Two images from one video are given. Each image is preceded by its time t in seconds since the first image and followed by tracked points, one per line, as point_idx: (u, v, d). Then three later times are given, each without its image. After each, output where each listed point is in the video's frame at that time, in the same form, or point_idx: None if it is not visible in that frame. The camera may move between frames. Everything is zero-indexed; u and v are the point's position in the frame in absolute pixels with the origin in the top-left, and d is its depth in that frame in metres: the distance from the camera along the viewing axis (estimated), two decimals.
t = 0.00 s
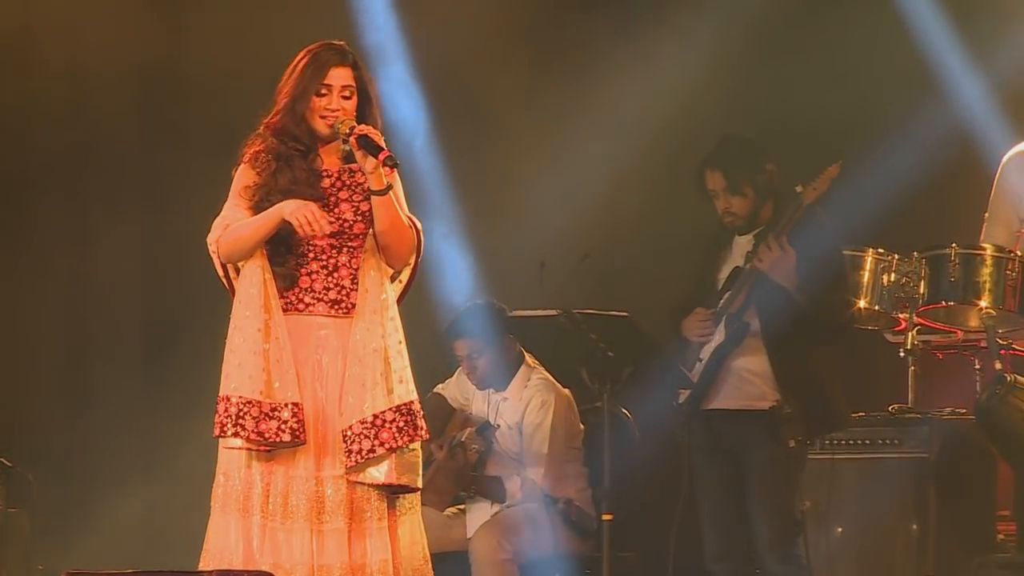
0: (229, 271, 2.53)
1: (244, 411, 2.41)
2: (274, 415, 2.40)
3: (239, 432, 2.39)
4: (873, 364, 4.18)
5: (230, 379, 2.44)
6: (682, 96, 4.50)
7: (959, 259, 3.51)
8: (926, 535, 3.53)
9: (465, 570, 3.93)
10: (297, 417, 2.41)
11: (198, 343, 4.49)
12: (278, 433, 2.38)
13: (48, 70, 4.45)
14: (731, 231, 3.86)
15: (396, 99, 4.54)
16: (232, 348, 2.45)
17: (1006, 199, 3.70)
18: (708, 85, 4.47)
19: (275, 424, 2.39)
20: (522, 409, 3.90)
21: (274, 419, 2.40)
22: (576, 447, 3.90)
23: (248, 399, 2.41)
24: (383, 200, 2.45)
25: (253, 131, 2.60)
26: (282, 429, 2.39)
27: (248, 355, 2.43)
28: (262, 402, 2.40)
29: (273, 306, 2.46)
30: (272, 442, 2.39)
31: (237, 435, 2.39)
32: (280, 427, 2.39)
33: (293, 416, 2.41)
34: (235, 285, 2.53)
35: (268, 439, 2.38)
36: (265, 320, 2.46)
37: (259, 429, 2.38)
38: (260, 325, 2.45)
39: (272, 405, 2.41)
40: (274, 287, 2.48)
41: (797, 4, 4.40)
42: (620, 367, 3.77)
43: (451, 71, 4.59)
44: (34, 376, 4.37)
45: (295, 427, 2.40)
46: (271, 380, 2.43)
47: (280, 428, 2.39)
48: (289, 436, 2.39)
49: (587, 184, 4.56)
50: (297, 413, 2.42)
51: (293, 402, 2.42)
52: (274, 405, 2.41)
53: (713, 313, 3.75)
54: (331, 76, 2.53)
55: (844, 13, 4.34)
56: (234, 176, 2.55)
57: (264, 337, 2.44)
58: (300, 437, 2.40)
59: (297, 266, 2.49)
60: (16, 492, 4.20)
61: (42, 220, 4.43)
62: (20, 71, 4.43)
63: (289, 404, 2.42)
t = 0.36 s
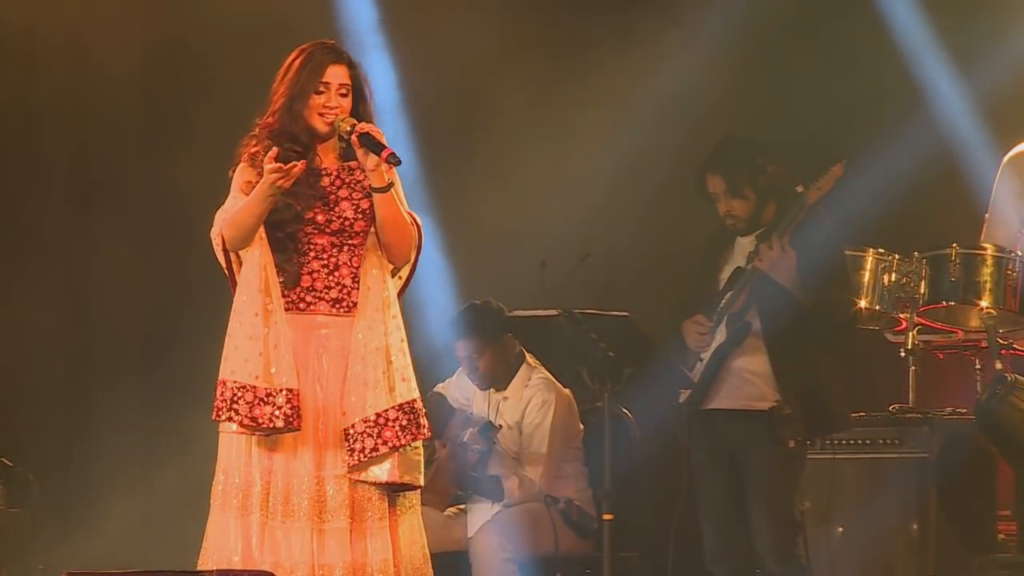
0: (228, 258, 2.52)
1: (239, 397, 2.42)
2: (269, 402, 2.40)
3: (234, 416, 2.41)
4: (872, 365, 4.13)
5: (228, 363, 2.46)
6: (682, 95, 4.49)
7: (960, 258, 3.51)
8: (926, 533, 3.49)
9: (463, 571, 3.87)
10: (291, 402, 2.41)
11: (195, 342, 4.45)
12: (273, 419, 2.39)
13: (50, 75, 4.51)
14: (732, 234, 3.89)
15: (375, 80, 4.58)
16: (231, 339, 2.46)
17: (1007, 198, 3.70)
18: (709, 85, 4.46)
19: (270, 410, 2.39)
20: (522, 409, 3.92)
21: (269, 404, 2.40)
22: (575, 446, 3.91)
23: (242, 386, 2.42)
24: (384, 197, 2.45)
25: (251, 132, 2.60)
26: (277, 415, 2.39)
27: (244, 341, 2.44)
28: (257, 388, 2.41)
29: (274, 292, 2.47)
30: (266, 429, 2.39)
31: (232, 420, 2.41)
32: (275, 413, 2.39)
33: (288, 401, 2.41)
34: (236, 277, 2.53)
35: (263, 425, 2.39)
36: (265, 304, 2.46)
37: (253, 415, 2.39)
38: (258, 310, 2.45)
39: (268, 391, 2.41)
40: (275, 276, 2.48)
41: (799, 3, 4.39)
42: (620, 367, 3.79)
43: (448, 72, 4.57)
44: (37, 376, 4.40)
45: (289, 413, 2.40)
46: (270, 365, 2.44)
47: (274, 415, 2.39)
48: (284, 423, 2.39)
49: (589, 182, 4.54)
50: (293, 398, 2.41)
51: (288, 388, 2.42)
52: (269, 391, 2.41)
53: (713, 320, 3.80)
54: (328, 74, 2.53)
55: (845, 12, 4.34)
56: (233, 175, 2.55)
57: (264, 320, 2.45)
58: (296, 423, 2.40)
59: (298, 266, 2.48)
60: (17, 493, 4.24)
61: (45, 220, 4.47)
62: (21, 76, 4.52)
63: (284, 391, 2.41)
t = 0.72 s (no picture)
0: (225, 272, 2.54)
1: (240, 412, 2.41)
2: (270, 418, 2.40)
3: (236, 433, 2.38)
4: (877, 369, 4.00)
5: (228, 381, 2.44)
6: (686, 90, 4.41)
7: (960, 259, 3.53)
8: (926, 533, 3.49)
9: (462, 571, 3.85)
10: (291, 419, 2.41)
11: (193, 342, 4.42)
12: (273, 437, 2.39)
13: (51, 79, 4.53)
14: (732, 231, 3.95)
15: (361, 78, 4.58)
16: (229, 351, 2.46)
17: (1007, 198, 3.73)
18: (707, 79, 4.39)
19: (271, 426, 2.40)
20: (522, 409, 3.94)
21: (270, 421, 2.40)
22: (575, 447, 3.91)
23: (243, 400, 2.41)
24: (386, 199, 2.45)
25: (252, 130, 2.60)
26: (278, 431, 2.40)
27: (244, 358, 2.43)
28: (257, 404, 2.40)
29: (270, 309, 2.46)
30: (267, 446, 2.39)
31: (233, 436, 2.39)
32: (275, 430, 2.39)
33: (287, 420, 2.41)
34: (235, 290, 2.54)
35: (264, 443, 2.38)
36: (263, 321, 2.46)
37: (254, 431, 2.38)
38: (256, 327, 2.44)
39: (268, 407, 2.41)
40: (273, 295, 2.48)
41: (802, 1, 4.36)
42: (619, 367, 3.85)
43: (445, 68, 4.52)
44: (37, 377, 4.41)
45: (289, 429, 2.40)
46: (268, 380, 2.44)
47: (275, 431, 2.39)
48: (285, 439, 2.39)
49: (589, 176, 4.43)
50: (292, 415, 2.41)
51: (288, 404, 2.42)
52: (269, 408, 2.41)
53: (712, 319, 3.84)
54: (332, 73, 2.53)
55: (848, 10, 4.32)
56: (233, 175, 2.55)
57: (263, 337, 2.45)
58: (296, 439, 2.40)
59: (297, 268, 2.49)
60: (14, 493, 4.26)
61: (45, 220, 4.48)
62: (23, 79, 4.54)
63: (285, 407, 2.42)
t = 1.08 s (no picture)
0: (217, 261, 2.56)
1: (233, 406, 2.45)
2: (263, 408, 2.41)
3: (231, 426, 2.43)
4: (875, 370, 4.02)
5: (221, 372, 2.48)
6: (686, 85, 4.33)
7: (958, 258, 3.53)
8: (926, 534, 3.48)
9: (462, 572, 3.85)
10: (285, 408, 2.41)
11: (192, 343, 4.42)
12: (266, 426, 2.39)
13: (49, 79, 4.52)
14: (733, 230, 3.95)
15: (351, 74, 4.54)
16: (224, 344, 2.48)
17: (1005, 198, 3.73)
18: (707, 76, 4.32)
19: (264, 416, 2.40)
20: (520, 409, 3.93)
21: (263, 411, 2.41)
22: (575, 447, 3.92)
23: (236, 394, 2.45)
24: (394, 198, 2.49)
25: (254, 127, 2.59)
26: (271, 421, 2.40)
27: (236, 349, 2.46)
28: (250, 395, 2.42)
29: (261, 299, 2.49)
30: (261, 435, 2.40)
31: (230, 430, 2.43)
32: (268, 420, 2.40)
33: (281, 408, 2.41)
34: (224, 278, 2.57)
35: (257, 433, 2.40)
36: (253, 310, 2.48)
37: (249, 422, 2.40)
38: (246, 317, 2.47)
39: (261, 397, 2.42)
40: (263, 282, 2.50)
41: None
42: (620, 366, 3.80)
43: (441, 68, 4.50)
44: (35, 378, 4.41)
45: (282, 419, 2.40)
46: (262, 371, 2.45)
47: (268, 421, 2.40)
48: (278, 428, 2.39)
49: (588, 174, 4.37)
50: (287, 404, 2.42)
51: (283, 393, 2.43)
52: (262, 397, 2.42)
53: (714, 313, 3.85)
54: (342, 74, 2.55)
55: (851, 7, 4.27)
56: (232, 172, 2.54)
57: (253, 326, 2.47)
58: (290, 429, 2.41)
59: (299, 267, 2.48)
60: (16, 494, 4.31)
61: (44, 220, 4.49)
62: (22, 80, 4.54)
63: (278, 396, 2.42)
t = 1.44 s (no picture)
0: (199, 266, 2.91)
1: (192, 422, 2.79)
2: (222, 425, 2.78)
3: (190, 442, 2.77)
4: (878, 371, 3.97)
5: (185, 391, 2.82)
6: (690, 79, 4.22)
7: (958, 259, 3.57)
8: (925, 534, 3.49)
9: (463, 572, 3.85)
10: (242, 426, 2.78)
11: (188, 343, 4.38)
12: (225, 442, 2.76)
13: (50, 78, 4.53)
14: (735, 231, 4.00)
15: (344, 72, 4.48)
16: (191, 367, 2.83)
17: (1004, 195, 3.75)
18: (712, 72, 4.21)
19: (223, 432, 2.78)
20: (521, 409, 3.95)
21: (222, 428, 2.78)
22: (574, 448, 3.92)
23: (196, 411, 2.80)
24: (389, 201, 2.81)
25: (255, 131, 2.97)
26: (229, 438, 2.77)
27: (207, 367, 2.83)
28: (207, 413, 2.78)
29: (230, 322, 2.86)
30: (218, 451, 2.76)
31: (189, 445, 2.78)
32: (226, 436, 2.77)
33: (239, 426, 2.78)
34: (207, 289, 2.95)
35: (213, 448, 2.76)
36: (225, 333, 2.86)
37: (207, 438, 2.77)
38: (215, 338, 2.86)
39: (221, 415, 2.79)
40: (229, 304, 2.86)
41: None
42: (619, 369, 3.84)
43: (438, 62, 4.40)
44: (34, 377, 4.41)
45: (239, 436, 2.78)
46: (227, 388, 2.82)
47: (226, 438, 2.77)
48: (235, 445, 2.76)
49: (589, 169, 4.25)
50: (245, 422, 2.79)
51: (243, 411, 2.80)
52: (222, 414, 2.79)
53: (713, 321, 3.94)
54: (335, 79, 2.92)
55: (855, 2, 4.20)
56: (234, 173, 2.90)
57: (224, 346, 2.85)
58: (246, 445, 2.77)
59: (299, 266, 2.83)
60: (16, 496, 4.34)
61: (43, 220, 4.49)
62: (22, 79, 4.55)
63: (236, 414, 2.79)
